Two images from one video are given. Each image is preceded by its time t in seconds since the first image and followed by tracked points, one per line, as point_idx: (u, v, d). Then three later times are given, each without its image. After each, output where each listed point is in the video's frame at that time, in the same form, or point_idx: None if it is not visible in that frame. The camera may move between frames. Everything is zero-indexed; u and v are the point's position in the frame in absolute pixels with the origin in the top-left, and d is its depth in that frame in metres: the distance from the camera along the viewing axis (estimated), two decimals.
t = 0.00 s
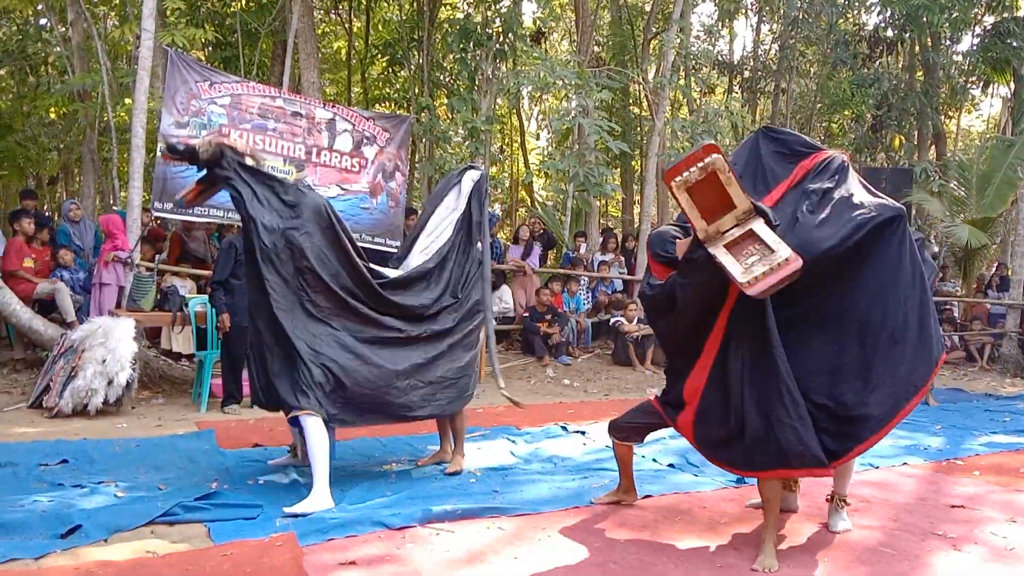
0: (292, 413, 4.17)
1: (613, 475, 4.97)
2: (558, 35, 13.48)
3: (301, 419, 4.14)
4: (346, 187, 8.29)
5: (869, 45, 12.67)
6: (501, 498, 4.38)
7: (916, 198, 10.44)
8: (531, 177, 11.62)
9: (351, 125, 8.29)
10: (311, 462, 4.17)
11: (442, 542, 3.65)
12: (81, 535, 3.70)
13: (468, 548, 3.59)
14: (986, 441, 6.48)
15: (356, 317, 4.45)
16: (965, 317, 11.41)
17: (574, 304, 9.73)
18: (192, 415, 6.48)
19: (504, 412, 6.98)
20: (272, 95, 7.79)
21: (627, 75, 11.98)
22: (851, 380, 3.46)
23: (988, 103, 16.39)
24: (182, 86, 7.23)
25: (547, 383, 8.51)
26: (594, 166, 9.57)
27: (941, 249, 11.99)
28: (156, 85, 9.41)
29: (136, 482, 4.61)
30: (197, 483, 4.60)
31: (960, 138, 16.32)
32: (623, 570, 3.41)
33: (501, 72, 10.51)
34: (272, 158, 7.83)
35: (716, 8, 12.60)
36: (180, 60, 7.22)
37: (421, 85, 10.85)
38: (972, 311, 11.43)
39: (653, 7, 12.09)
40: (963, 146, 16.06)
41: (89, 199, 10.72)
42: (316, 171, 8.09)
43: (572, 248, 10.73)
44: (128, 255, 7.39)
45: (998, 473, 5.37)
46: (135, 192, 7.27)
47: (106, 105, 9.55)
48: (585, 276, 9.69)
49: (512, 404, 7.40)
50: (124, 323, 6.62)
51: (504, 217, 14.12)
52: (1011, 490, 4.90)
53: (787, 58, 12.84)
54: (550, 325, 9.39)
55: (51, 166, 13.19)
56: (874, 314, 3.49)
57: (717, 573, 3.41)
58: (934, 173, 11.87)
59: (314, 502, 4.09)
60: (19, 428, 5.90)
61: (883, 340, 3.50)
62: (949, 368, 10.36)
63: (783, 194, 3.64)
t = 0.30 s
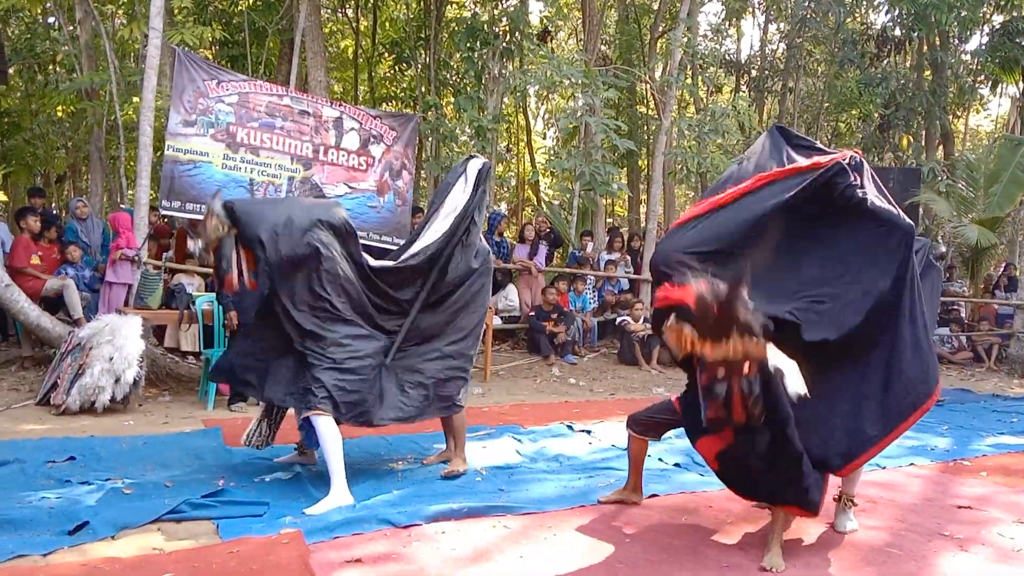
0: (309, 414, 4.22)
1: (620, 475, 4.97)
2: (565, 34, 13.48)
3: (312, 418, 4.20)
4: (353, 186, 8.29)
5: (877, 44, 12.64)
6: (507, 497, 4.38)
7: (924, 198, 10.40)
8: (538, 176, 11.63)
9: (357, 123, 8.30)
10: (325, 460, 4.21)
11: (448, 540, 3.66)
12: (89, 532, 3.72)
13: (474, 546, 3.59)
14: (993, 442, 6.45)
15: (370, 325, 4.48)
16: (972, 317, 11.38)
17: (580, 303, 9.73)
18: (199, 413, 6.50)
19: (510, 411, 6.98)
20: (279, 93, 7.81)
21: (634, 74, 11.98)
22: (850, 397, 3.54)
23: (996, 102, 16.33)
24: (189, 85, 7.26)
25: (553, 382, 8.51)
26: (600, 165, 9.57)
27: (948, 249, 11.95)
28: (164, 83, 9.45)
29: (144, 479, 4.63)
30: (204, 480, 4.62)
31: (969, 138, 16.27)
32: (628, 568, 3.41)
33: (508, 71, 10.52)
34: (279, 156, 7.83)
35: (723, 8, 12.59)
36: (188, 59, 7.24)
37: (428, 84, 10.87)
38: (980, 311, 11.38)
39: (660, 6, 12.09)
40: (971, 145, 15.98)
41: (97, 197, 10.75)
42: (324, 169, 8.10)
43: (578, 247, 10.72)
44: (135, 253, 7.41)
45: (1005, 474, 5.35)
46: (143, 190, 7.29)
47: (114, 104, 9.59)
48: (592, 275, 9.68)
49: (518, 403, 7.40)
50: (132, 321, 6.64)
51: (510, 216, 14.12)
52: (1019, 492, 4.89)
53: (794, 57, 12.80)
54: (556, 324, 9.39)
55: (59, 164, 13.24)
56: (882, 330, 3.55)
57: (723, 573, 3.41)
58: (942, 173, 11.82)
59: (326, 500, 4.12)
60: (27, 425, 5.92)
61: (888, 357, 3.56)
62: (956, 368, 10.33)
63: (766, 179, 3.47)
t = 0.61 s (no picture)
0: (337, 403, 4.21)
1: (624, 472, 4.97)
2: (569, 31, 13.46)
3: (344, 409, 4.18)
4: (357, 183, 8.28)
5: (882, 41, 12.60)
6: (511, 494, 4.39)
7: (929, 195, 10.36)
8: (541, 174, 11.61)
9: (361, 121, 8.31)
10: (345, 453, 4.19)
11: (452, 537, 3.66)
12: (94, 529, 3.72)
13: (477, 544, 3.59)
14: (998, 440, 6.43)
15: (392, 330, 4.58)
16: (977, 315, 11.34)
17: (583, 301, 9.73)
18: (204, 411, 6.50)
19: (514, 409, 6.99)
20: (283, 91, 7.81)
21: (637, 72, 11.97)
22: (853, 403, 3.66)
23: (1001, 99, 16.25)
24: (193, 83, 7.24)
25: (556, 380, 8.51)
26: (603, 162, 9.54)
27: (953, 247, 11.91)
28: (168, 82, 9.45)
29: (149, 477, 4.64)
30: (208, 478, 4.62)
31: (973, 136, 16.21)
32: (631, 566, 3.41)
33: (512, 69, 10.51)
34: (283, 154, 7.83)
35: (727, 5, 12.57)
36: (192, 57, 7.24)
37: (431, 81, 10.85)
38: (985, 309, 11.33)
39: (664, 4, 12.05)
40: (976, 143, 15.90)
41: (100, 195, 10.76)
42: (328, 167, 8.10)
43: (582, 245, 10.71)
44: (140, 251, 7.46)
45: (1010, 472, 5.34)
46: (147, 188, 7.30)
47: (118, 102, 9.60)
48: (595, 273, 9.67)
49: (521, 401, 7.40)
50: (136, 319, 6.65)
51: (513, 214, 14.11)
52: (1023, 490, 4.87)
53: (798, 54, 12.75)
54: (559, 322, 9.39)
55: (63, 163, 13.26)
56: (903, 336, 3.66)
57: (726, 571, 3.40)
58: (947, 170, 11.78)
59: (332, 497, 4.12)
60: (32, 423, 5.93)
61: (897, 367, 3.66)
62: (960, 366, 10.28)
63: (791, 197, 3.70)
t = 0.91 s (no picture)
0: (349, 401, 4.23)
1: (627, 472, 4.97)
2: (573, 30, 13.47)
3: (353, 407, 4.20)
4: (363, 182, 8.28)
5: (887, 41, 12.55)
6: (514, 493, 4.39)
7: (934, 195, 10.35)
8: (545, 173, 11.61)
9: (366, 120, 8.32)
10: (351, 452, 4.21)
11: (456, 536, 3.66)
12: (99, 527, 3.73)
13: (481, 542, 3.60)
14: (1004, 440, 6.41)
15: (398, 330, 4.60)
16: (981, 314, 11.33)
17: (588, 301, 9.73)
18: (208, 409, 6.52)
19: (518, 408, 6.99)
20: (288, 90, 7.82)
21: (642, 71, 11.98)
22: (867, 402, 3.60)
23: (1007, 99, 16.21)
24: (198, 82, 7.26)
25: (560, 379, 8.51)
26: (608, 161, 9.55)
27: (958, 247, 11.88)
28: (173, 81, 9.48)
29: (153, 475, 4.65)
30: (213, 476, 4.63)
31: (979, 135, 16.18)
32: (635, 565, 3.41)
33: (516, 68, 10.53)
34: (288, 153, 7.84)
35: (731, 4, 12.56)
36: (197, 56, 7.26)
37: (436, 81, 10.88)
38: (990, 309, 11.31)
39: (668, 3, 12.06)
40: (982, 142, 15.85)
41: (106, 195, 10.79)
42: (333, 166, 8.11)
43: (586, 244, 10.72)
44: (145, 250, 7.44)
45: (1015, 472, 5.32)
46: (152, 187, 7.31)
47: (123, 101, 9.62)
48: (600, 273, 9.68)
49: (526, 400, 7.40)
50: (141, 318, 6.66)
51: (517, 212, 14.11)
52: None
53: (803, 53, 12.75)
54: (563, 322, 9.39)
55: (68, 162, 13.31)
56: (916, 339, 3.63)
57: (731, 569, 3.40)
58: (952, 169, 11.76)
59: (336, 496, 4.12)
60: (37, 421, 5.95)
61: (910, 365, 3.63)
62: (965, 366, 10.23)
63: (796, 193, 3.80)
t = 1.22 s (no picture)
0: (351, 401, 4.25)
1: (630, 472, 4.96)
2: (576, 31, 13.47)
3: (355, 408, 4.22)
4: (366, 183, 8.29)
5: (890, 40, 12.50)
6: (518, 493, 4.39)
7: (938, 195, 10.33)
8: (548, 174, 11.61)
9: (369, 121, 8.33)
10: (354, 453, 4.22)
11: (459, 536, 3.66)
12: (103, 528, 3.74)
13: (483, 542, 3.60)
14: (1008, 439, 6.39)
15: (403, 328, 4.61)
16: (986, 314, 11.30)
17: (591, 301, 9.73)
18: (212, 410, 6.53)
19: (522, 408, 6.98)
20: (291, 91, 7.83)
21: (644, 71, 11.98)
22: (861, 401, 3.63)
23: (1010, 97, 16.17)
24: (201, 84, 7.27)
25: (564, 379, 8.50)
26: (611, 161, 9.54)
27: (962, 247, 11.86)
28: (176, 82, 9.49)
29: (157, 476, 4.65)
30: (216, 477, 4.63)
31: (982, 134, 16.15)
32: (639, 565, 3.41)
33: (519, 68, 10.54)
34: (291, 154, 7.84)
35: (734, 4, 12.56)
36: (200, 57, 7.26)
37: (438, 81, 10.89)
38: (995, 308, 11.28)
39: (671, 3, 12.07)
40: (986, 142, 15.79)
41: (109, 196, 10.81)
42: (336, 167, 8.12)
43: (589, 245, 10.72)
44: (148, 251, 7.44)
45: (1019, 472, 5.31)
46: (155, 189, 7.32)
47: (126, 103, 9.64)
48: (603, 273, 9.69)
49: (529, 400, 7.39)
50: (144, 319, 6.67)
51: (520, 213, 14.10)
52: None
53: (806, 53, 12.74)
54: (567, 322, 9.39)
55: (72, 164, 13.33)
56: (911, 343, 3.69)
57: (734, 569, 3.40)
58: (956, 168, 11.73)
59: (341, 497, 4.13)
60: (40, 422, 5.96)
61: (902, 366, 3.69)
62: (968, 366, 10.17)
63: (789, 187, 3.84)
